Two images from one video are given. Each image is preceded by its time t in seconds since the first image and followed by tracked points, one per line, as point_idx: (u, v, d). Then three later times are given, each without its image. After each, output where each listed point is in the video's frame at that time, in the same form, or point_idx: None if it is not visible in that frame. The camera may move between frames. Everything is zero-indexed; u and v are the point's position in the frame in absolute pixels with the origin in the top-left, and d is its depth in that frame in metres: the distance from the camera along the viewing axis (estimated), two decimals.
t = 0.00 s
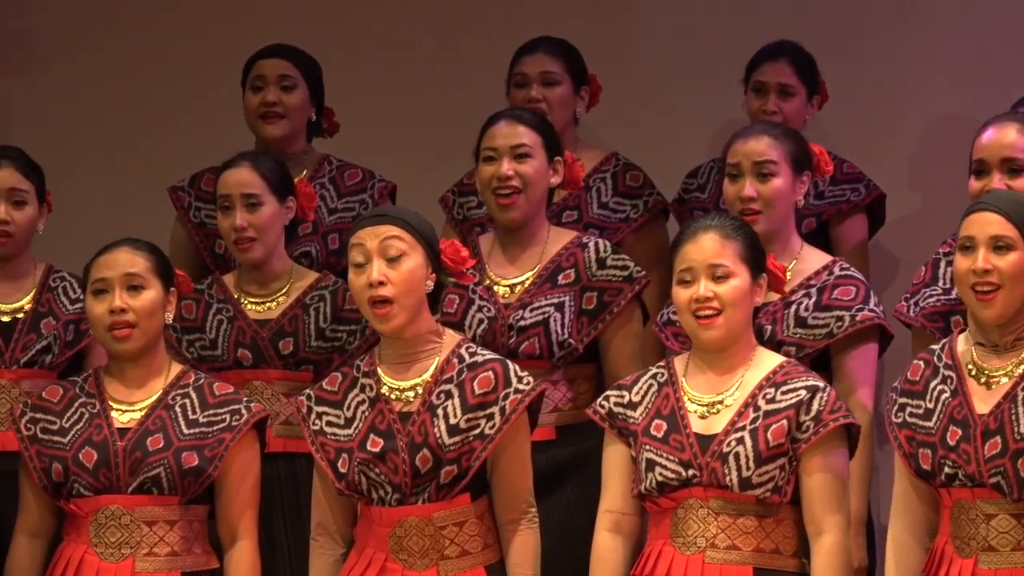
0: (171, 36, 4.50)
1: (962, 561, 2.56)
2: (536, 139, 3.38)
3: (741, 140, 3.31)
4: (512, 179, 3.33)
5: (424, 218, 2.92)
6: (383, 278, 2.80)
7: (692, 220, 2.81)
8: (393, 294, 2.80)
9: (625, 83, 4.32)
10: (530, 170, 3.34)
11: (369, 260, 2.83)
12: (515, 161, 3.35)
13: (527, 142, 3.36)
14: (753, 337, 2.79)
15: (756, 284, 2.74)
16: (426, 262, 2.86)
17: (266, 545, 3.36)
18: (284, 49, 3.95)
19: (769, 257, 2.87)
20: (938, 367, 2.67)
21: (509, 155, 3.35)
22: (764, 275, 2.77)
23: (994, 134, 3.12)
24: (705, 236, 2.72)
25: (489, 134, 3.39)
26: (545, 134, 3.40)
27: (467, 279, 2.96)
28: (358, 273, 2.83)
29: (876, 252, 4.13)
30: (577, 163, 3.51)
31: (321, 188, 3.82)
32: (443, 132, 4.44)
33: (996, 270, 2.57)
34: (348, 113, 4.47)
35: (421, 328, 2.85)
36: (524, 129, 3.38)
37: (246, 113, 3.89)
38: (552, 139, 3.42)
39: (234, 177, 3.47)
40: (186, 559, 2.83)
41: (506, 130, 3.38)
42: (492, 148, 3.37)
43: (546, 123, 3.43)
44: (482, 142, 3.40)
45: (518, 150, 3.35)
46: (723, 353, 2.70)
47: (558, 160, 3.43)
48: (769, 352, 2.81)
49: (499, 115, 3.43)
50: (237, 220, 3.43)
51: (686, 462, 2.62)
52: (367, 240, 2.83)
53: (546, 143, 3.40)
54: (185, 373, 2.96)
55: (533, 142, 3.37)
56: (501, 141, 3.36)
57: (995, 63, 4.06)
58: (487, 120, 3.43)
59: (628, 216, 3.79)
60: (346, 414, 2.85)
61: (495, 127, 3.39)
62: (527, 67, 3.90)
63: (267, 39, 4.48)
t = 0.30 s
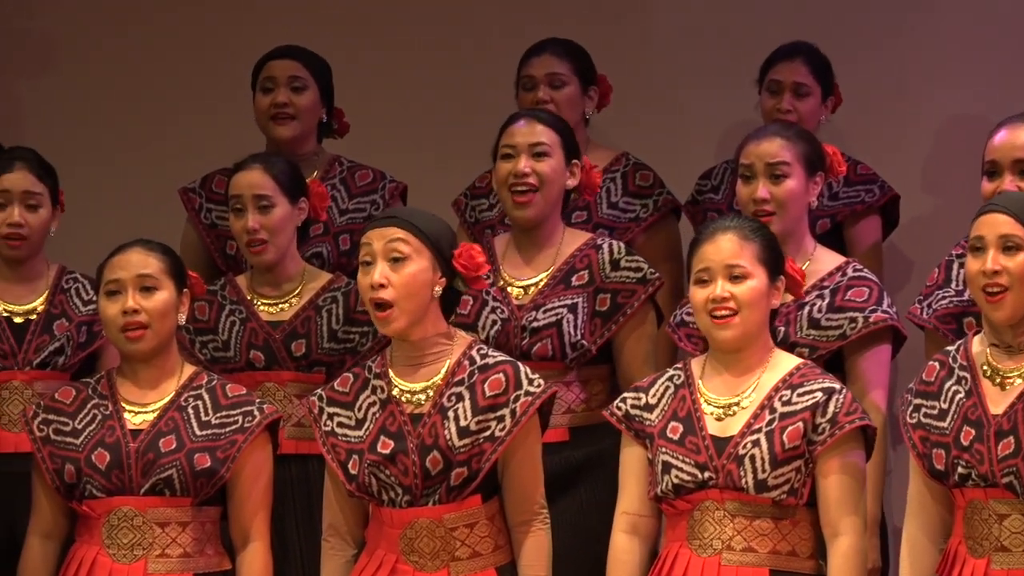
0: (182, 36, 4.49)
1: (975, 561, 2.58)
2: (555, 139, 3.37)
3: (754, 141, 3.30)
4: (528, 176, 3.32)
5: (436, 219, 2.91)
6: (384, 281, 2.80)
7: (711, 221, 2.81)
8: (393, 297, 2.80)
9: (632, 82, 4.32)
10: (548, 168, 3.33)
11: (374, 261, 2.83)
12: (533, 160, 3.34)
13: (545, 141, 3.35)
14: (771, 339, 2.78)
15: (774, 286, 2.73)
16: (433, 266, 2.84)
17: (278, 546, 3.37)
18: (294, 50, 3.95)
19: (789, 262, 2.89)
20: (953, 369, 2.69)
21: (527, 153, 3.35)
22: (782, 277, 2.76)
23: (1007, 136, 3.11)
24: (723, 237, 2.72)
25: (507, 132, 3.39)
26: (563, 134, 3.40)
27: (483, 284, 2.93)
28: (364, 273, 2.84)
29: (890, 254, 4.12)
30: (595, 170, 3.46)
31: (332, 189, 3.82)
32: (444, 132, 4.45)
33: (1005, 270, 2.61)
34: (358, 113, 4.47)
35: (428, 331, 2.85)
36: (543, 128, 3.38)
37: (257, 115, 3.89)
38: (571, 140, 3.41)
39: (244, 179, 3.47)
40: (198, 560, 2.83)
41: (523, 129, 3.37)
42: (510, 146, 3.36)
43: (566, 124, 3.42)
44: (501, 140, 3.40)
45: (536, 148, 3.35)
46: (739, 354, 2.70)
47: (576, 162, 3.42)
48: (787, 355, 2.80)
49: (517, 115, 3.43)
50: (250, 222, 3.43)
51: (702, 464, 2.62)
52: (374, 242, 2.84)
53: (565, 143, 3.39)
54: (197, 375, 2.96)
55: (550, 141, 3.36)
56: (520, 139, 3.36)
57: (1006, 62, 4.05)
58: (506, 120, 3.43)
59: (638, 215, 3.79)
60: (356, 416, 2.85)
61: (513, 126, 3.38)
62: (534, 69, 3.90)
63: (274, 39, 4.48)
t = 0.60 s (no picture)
0: (191, 35, 4.50)
1: (983, 562, 2.57)
2: (566, 142, 3.37)
3: (764, 142, 3.29)
4: (539, 180, 3.32)
5: (445, 223, 2.90)
6: (390, 285, 2.81)
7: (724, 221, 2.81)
8: (398, 300, 2.80)
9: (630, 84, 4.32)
10: (559, 172, 3.33)
11: (380, 265, 2.83)
12: (544, 164, 3.34)
13: (556, 145, 3.35)
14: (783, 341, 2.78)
15: (786, 287, 2.72)
16: (440, 273, 2.84)
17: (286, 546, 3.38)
18: (302, 51, 3.95)
19: (800, 265, 2.85)
20: (962, 370, 2.69)
21: (538, 156, 3.34)
22: (795, 279, 2.76)
23: (1017, 134, 3.11)
24: (736, 237, 2.72)
25: (518, 134, 3.38)
26: (574, 137, 3.39)
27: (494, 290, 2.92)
28: (371, 275, 2.84)
29: (902, 254, 4.12)
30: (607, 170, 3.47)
31: (341, 190, 3.82)
32: (444, 132, 4.45)
33: (1013, 269, 2.61)
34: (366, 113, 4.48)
35: (435, 332, 2.85)
36: (554, 131, 3.37)
37: (264, 116, 3.90)
38: (582, 142, 3.41)
39: (256, 179, 3.46)
40: (206, 562, 2.83)
41: (535, 132, 3.37)
42: (521, 149, 3.36)
43: (577, 125, 3.42)
44: (512, 142, 3.39)
45: (547, 152, 3.35)
46: (751, 354, 2.70)
47: (587, 164, 3.42)
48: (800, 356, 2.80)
49: (528, 117, 3.42)
50: (259, 223, 3.43)
51: (713, 466, 2.62)
52: (381, 245, 2.84)
53: (576, 146, 3.39)
54: (207, 376, 2.96)
55: (562, 145, 3.36)
56: (530, 143, 3.36)
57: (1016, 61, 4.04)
58: (518, 121, 3.43)
59: (648, 216, 3.78)
60: (365, 417, 2.85)
61: (525, 128, 3.38)
62: (543, 69, 3.90)
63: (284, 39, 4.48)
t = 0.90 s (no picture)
0: (201, 35, 4.50)
1: (991, 562, 2.56)
2: (576, 142, 3.36)
3: (775, 142, 3.28)
4: (549, 180, 3.32)
5: (460, 223, 2.90)
6: (407, 281, 2.80)
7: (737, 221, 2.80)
8: (414, 298, 2.79)
9: (633, 83, 4.32)
10: (568, 172, 3.33)
11: (397, 260, 2.83)
12: (554, 163, 3.34)
13: (566, 144, 3.35)
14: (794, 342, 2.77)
15: (798, 287, 2.72)
16: (456, 271, 2.84)
17: (295, 546, 3.37)
18: (312, 51, 3.95)
19: (811, 269, 2.83)
20: (971, 370, 2.68)
21: (548, 156, 3.34)
22: (807, 279, 2.75)
23: None
24: (748, 236, 2.71)
25: (529, 133, 3.38)
26: (584, 137, 3.39)
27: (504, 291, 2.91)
28: (387, 271, 2.83)
29: (915, 255, 4.11)
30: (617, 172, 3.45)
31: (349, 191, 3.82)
32: (443, 132, 4.45)
33: (1021, 268, 2.60)
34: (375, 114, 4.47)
35: (448, 333, 2.84)
36: (565, 131, 3.37)
37: (272, 115, 3.90)
38: (592, 143, 3.40)
39: (267, 178, 3.47)
40: (212, 562, 2.83)
41: (546, 132, 3.36)
42: (532, 149, 3.36)
43: (588, 126, 3.42)
44: (522, 142, 3.39)
45: (558, 152, 3.34)
46: (763, 355, 2.69)
47: (597, 164, 3.41)
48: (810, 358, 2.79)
49: (539, 117, 3.42)
50: (270, 222, 3.43)
51: (723, 468, 2.62)
52: (398, 241, 2.83)
53: (586, 147, 3.38)
54: (214, 377, 2.96)
55: (572, 145, 3.35)
56: (541, 142, 3.35)
57: None
58: (528, 121, 3.42)
59: (659, 218, 3.78)
60: (374, 418, 2.85)
61: (535, 128, 3.38)
62: (560, 67, 3.90)
63: (294, 39, 4.48)
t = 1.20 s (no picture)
0: (211, 36, 4.50)
1: (998, 563, 2.56)
2: (584, 141, 3.36)
3: (785, 142, 3.28)
4: (556, 179, 3.31)
5: (475, 224, 2.89)
6: (422, 280, 2.79)
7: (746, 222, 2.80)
8: (429, 298, 2.79)
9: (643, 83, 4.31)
10: (576, 171, 3.32)
11: (413, 260, 2.82)
12: (562, 163, 3.33)
13: (573, 143, 3.35)
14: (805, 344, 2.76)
15: (807, 289, 2.71)
16: (470, 273, 2.84)
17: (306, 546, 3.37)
18: (322, 51, 3.95)
19: (823, 270, 2.82)
20: (980, 371, 2.67)
21: (556, 156, 3.34)
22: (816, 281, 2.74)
23: None
24: (758, 237, 2.71)
25: (536, 134, 3.38)
26: (591, 137, 3.38)
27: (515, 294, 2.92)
28: (403, 270, 2.83)
29: (928, 257, 4.10)
30: (623, 172, 3.46)
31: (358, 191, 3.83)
32: (443, 131, 4.46)
33: None
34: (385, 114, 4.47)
35: (460, 335, 2.84)
36: (572, 131, 3.37)
37: (281, 116, 3.90)
38: (600, 144, 3.40)
39: (280, 177, 3.47)
40: (218, 563, 2.83)
41: (553, 132, 3.36)
42: (540, 148, 3.36)
43: (596, 127, 3.41)
44: (530, 142, 3.39)
45: (565, 151, 3.34)
46: (773, 357, 2.68)
47: (604, 166, 3.41)
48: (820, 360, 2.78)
49: (546, 117, 3.41)
50: (282, 220, 3.43)
51: (733, 470, 2.61)
52: (415, 241, 2.82)
53: (594, 146, 3.38)
54: (220, 378, 2.96)
55: (579, 144, 3.35)
56: (548, 142, 3.35)
57: None
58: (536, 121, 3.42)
59: (673, 220, 3.77)
60: (384, 419, 2.84)
61: (542, 128, 3.38)
62: (576, 68, 3.89)
63: (305, 39, 4.48)
